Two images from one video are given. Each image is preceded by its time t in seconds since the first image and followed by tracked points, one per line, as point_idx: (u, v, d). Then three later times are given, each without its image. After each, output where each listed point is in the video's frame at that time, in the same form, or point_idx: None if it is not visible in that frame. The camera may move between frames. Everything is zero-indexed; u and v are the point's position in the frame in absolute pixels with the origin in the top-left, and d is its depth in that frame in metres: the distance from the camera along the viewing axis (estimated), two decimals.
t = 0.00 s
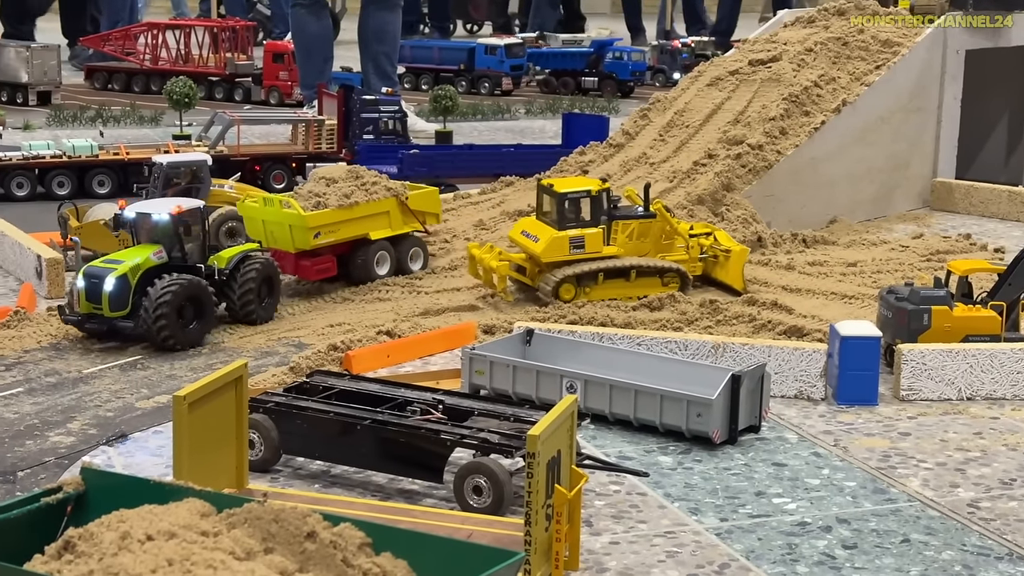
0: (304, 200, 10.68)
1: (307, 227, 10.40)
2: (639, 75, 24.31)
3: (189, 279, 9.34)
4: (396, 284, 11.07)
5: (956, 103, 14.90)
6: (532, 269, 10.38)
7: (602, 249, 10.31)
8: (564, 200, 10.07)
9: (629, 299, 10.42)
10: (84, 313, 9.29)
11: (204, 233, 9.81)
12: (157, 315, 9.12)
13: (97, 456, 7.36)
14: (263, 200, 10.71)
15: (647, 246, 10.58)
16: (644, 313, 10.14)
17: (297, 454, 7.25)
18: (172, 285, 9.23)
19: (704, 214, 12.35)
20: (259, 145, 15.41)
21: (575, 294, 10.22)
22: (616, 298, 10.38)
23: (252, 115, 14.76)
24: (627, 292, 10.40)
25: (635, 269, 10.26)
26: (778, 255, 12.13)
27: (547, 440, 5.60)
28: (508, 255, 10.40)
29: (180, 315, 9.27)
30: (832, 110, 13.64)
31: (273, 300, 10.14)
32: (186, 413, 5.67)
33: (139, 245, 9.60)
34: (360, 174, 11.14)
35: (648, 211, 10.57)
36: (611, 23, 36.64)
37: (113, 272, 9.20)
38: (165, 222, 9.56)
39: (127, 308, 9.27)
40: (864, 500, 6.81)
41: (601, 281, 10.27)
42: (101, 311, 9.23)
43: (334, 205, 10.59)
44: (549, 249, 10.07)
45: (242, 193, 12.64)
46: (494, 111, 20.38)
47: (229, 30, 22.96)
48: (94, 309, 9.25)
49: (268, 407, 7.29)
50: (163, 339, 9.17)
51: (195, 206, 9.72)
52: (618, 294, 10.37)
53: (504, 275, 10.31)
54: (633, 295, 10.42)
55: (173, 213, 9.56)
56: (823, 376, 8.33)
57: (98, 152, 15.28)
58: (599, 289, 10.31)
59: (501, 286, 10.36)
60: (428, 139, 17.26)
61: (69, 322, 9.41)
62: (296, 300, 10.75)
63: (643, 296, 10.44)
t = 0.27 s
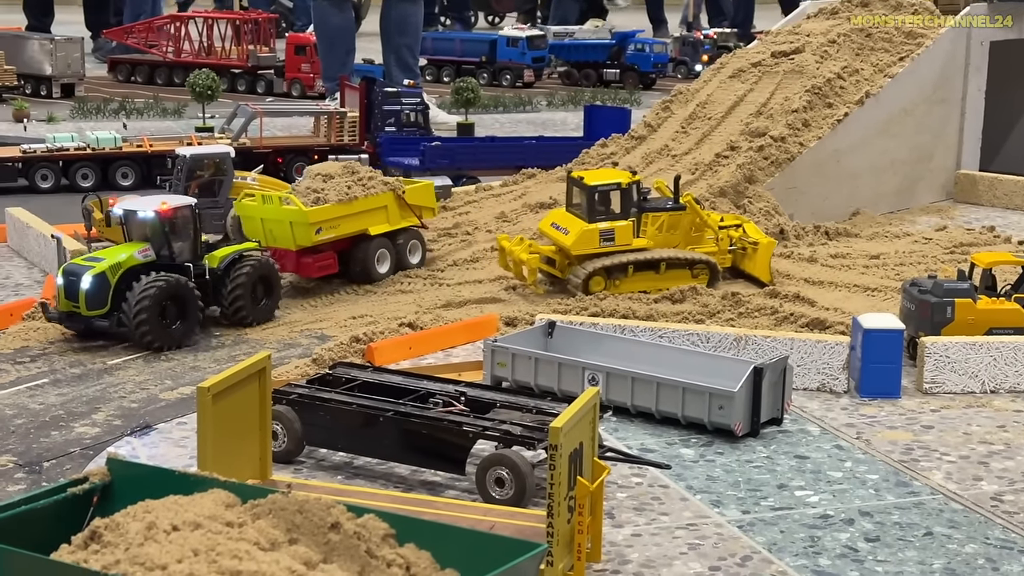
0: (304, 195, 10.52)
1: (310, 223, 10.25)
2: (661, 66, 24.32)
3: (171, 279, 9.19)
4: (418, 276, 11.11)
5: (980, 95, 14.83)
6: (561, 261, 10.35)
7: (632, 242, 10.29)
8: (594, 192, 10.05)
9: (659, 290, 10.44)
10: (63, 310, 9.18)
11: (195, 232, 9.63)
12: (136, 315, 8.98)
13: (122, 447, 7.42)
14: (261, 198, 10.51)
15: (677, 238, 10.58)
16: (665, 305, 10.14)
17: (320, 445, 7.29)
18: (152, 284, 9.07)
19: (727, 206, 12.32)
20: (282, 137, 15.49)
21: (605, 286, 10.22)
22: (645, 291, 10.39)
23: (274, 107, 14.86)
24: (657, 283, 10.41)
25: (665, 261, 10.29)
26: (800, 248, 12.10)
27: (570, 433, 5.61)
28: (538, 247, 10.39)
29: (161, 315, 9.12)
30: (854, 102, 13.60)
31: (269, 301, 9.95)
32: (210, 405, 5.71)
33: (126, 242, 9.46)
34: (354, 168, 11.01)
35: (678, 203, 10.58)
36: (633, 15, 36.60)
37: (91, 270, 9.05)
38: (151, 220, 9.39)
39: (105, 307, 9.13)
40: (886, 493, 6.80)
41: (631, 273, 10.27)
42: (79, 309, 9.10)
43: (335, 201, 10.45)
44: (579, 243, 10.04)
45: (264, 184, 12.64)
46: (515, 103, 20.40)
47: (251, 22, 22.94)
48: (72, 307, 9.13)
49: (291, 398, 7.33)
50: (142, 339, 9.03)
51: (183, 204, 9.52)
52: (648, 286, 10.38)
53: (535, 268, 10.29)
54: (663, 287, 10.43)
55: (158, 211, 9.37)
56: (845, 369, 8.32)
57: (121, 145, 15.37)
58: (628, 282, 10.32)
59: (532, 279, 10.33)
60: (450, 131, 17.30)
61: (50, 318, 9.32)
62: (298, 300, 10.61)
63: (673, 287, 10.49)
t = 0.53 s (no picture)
0: (297, 193, 10.20)
1: (303, 223, 9.93)
2: (686, 57, 24.30)
3: (156, 278, 8.96)
4: (443, 268, 11.13)
5: (1008, 85, 14.74)
6: (594, 252, 10.39)
7: (665, 232, 10.29)
8: (628, 183, 10.03)
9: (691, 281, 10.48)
10: (44, 309, 9.02)
11: (183, 230, 9.40)
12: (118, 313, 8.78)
13: (149, 437, 7.47)
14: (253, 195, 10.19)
15: (710, 230, 10.59)
16: (691, 296, 10.13)
17: (345, 435, 7.33)
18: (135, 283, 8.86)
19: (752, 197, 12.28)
20: (307, 128, 15.54)
21: (637, 278, 10.25)
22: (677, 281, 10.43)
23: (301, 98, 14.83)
24: (689, 274, 10.44)
25: (698, 252, 10.31)
26: (825, 238, 12.07)
27: (594, 424, 5.61)
28: (570, 237, 10.43)
29: (144, 315, 8.90)
30: (881, 92, 13.54)
31: (259, 302, 9.67)
32: (237, 394, 5.75)
33: (113, 240, 9.28)
34: (351, 166, 10.67)
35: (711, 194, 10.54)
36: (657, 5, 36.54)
37: (72, 269, 8.87)
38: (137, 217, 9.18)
39: (86, 306, 8.94)
40: (912, 484, 6.78)
41: (664, 264, 10.30)
42: (60, 308, 8.93)
43: (329, 199, 10.12)
44: (612, 234, 10.05)
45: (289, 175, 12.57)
46: (540, 93, 20.40)
47: (276, 13, 23.01)
48: (53, 306, 8.97)
49: (317, 388, 7.37)
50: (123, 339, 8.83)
51: (170, 201, 9.28)
52: (680, 276, 10.42)
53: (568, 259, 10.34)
54: (695, 277, 10.47)
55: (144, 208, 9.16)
56: (871, 360, 8.30)
57: (148, 135, 15.46)
58: (661, 273, 10.34)
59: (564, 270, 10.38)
60: (474, 121, 17.33)
61: (33, 317, 9.17)
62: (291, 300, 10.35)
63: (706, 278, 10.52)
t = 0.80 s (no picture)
0: (301, 186, 10.15)
1: (305, 215, 9.84)
2: (713, 46, 24.23)
3: (154, 272, 8.90)
4: (469, 258, 11.15)
5: None
6: (628, 241, 10.35)
7: (699, 222, 10.28)
8: (663, 172, 10.00)
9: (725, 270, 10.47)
10: (42, 305, 8.96)
11: (183, 224, 9.36)
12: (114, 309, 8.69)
13: (177, 424, 7.52)
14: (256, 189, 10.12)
15: (745, 218, 10.55)
16: (717, 285, 10.09)
17: (372, 423, 7.35)
18: (133, 277, 8.79)
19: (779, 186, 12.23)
20: (333, 118, 15.59)
21: (672, 267, 10.25)
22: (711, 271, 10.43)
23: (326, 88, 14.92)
24: (724, 263, 10.43)
25: (733, 241, 10.29)
26: (853, 228, 12.01)
27: (620, 412, 5.60)
28: (604, 226, 10.43)
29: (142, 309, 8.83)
30: (911, 80, 13.47)
31: (260, 298, 9.57)
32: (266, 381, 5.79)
33: (112, 235, 9.23)
34: (356, 160, 10.61)
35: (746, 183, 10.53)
36: None
37: (69, 264, 8.82)
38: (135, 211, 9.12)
39: (84, 301, 8.88)
40: (940, 474, 6.75)
41: (698, 254, 10.29)
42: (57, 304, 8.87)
43: (332, 192, 10.05)
44: (647, 223, 10.03)
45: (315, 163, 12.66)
46: (567, 83, 20.37)
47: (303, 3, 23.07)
48: (50, 302, 8.90)
49: (344, 376, 7.40)
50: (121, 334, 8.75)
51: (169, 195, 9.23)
52: (714, 265, 10.41)
53: (602, 248, 10.37)
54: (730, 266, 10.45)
55: (141, 202, 9.10)
56: (899, 350, 8.26)
57: (175, 125, 15.53)
58: (695, 262, 10.34)
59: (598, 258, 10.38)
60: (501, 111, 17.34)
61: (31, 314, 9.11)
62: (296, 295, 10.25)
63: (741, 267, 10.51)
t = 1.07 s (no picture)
0: (332, 175, 10.18)
1: (337, 204, 9.86)
2: (739, 35, 24.15)
3: (189, 260, 8.96)
4: (495, 247, 11.16)
5: None
6: (662, 230, 10.35)
7: (734, 211, 10.27)
8: (698, 161, 10.01)
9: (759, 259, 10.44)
10: (77, 292, 8.99)
11: (217, 213, 9.42)
12: (151, 295, 8.75)
13: (206, 412, 7.56)
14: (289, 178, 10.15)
15: (778, 207, 10.58)
16: (745, 275, 10.06)
17: (398, 411, 7.37)
18: (168, 265, 8.85)
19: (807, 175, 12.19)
20: (359, 108, 15.63)
21: (706, 257, 10.23)
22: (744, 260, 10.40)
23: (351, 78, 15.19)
24: (759, 252, 10.38)
25: (767, 230, 10.27)
26: (881, 218, 11.95)
27: (647, 402, 5.61)
28: (638, 215, 10.38)
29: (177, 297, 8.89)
30: (939, 69, 13.41)
31: (293, 287, 9.62)
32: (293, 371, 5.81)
33: (146, 223, 9.28)
34: (387, 149, 10.65)
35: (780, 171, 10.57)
36: None
37: (104, 251, 8.86)
38: (169, 200, 9.16)
39: (119, 289, 8.92)
40: (969, 465, 6.72)
41: (732, 243, 10.25)
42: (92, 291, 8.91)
43: (364, 181, 10.08)
44: (681, 212, 10.03)
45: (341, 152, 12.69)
46: (592, 72, 20.35)
47: None
48: (86, 289, 8.94)
49: (371, 365, 7.43)
50: (156, 321, 8.81)
51: (204, 183, 9.28)
52: (748, 254, 10.39)
53: (636, 237, 10.27)
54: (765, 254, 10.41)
55: (177, 191, 9.14)
56: (927, 340, 8.22)
57: (202, 115, 15.61)
58: (729, 251, 10.31)
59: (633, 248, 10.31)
60: (526, 100, 17.34)
61: (65, 301, 9.14)
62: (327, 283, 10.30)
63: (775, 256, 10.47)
